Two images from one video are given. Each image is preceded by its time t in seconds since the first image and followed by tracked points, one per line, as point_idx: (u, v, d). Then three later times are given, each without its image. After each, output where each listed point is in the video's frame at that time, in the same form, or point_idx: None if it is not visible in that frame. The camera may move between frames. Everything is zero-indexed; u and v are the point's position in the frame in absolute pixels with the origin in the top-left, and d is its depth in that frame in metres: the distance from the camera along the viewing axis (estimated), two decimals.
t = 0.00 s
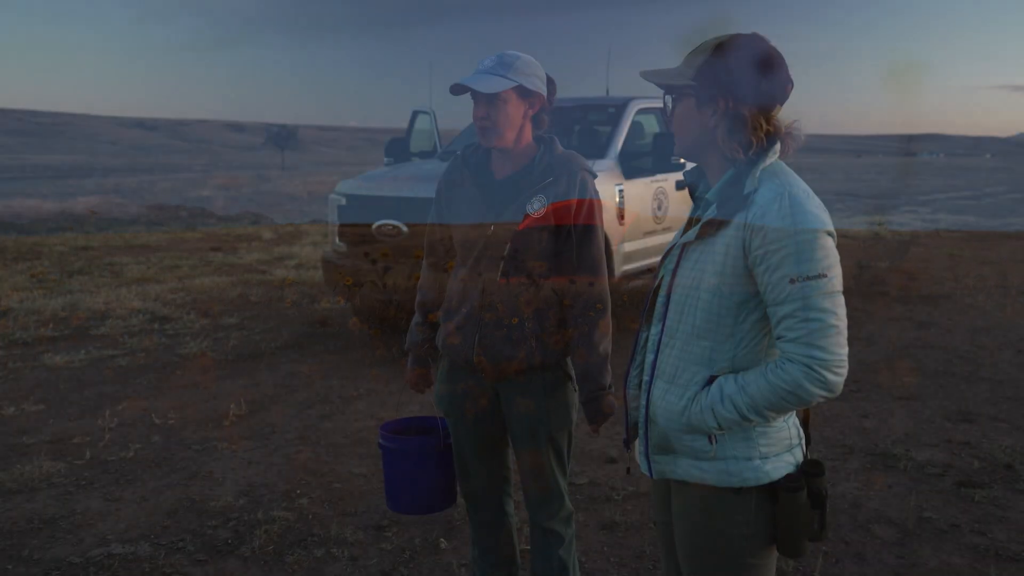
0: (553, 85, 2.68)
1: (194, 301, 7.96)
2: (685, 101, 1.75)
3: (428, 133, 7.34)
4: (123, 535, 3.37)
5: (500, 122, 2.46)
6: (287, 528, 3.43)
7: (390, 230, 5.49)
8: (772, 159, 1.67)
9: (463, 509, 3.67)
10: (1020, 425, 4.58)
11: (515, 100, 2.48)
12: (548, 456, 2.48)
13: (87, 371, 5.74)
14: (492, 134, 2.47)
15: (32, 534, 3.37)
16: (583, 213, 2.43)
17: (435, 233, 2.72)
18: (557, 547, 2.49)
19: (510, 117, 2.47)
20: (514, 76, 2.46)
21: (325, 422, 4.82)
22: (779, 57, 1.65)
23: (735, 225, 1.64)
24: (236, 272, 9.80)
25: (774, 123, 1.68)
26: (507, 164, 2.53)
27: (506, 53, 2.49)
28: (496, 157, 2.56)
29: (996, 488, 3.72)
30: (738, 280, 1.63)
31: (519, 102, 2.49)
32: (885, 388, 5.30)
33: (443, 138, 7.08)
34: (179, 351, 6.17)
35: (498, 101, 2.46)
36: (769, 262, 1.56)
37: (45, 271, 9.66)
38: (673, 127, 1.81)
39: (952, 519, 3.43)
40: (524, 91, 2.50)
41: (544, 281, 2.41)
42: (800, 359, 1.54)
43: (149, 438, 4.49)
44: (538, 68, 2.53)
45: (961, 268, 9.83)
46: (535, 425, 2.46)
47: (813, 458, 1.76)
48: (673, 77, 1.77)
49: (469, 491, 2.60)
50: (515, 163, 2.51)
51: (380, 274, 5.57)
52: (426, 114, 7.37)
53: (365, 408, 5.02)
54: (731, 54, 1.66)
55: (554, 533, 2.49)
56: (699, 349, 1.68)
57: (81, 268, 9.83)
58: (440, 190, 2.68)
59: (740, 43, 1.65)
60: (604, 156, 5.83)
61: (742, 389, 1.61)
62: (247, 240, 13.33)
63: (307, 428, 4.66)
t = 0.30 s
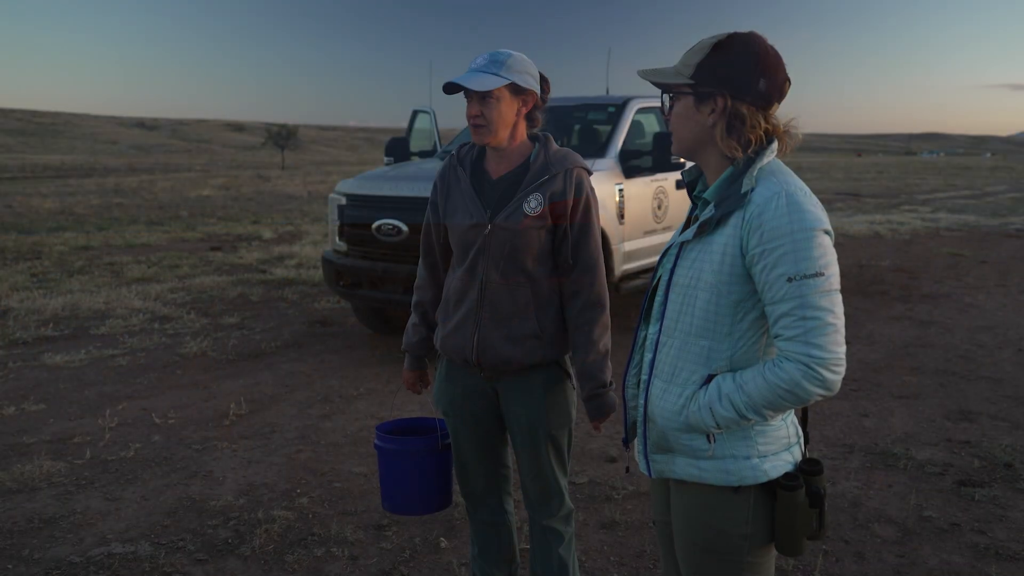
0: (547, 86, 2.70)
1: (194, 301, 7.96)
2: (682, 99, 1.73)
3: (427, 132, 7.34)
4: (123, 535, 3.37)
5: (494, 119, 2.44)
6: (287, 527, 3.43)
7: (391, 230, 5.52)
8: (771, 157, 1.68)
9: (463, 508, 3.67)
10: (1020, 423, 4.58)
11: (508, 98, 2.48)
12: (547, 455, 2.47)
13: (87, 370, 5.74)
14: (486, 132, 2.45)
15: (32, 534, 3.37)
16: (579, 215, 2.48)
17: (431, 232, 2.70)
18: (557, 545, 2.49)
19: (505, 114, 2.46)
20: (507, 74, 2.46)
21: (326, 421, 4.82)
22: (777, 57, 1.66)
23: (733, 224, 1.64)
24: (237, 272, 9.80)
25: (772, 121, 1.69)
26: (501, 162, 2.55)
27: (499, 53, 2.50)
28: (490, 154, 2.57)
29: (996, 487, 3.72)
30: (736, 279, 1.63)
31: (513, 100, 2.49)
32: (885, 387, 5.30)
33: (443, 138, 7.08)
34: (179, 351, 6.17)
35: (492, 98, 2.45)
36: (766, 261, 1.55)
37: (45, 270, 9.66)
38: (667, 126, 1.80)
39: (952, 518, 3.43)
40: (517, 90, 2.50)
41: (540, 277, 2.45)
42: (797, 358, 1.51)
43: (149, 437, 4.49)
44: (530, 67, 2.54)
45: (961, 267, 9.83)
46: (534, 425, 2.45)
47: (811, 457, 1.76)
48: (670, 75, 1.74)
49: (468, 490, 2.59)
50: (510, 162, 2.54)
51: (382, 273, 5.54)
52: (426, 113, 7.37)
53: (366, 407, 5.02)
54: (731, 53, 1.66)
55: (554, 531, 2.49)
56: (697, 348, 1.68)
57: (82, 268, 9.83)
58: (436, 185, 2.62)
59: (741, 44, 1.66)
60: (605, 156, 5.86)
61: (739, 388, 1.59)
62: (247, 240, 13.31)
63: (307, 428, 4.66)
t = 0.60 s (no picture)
0: (547, 84, 2.70)
1: (194, 300, 7.96)
2: (687, 96, 1.72)
3: (427, 131, 7.33)
4: (123, 534, 3.37)
5: (495, 118, 2.44)
6: (287, 526, 3.43)
7: (390, 229, 5.52)
8: (770, 155, 1.69)
9: (464, 506, 3.68)
10: (1020, 422, 4.58)
11: (508, 97, 2.48)
12: (547, 453, 2.48)
13: (88, 370, 5.74)
14: (484, 130, 2.45)
15: (32, 532, 3.37)
16: (579, 212, 2.48)
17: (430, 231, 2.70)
18: (556, 543, 2.49)
19: (505, 113, 2.46)
20: (507, 72, 2.46)
21: (325, 419, 4.82)
22: (778, 57, 1.67)
23: (731, 223, 1.65)
24: (237, 271, 9.80)
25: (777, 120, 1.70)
26: (500, 161, 2.54)
27: (498, 52, 2.50)
28: (489, 152, 2.57)
29: (995, 485, 3.72)
30: (734, 277, 1.64)
31: (512, 99, 2.49)
32: (885, 386, 5.30)
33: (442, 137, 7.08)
34: (179, 350, 6.17)
35: (492, 98, 2.45)
36: (764, 259, 1.55)
37: (46, 269, 9.66)
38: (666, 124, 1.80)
39: (952, 517, 3.43)
40: (517, 88, 2.50)
41: (539, 275, 2.46)
42: (795, 356, 1.51)
43: (150, 436, 4.50)
44: (529, 66, 2.54)
45: (961, 266, 9.82)
46: (534, 423, 2.45)
47: (808, 455, 1.76)
48: (673, 71, 1.72)
49: (468, 490, 2.59)
50: (509, 160, 2.53)
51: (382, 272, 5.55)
52: (426, 112, 7.37)
53: (366, 406, 5.02)
54: (738, 51, 1.65)
55: (554, 529, 2.49)
56: (694, 347, 1.68)
57: (82, 267, 9.82)
58: (435, 183, 2.61)
59: (748, 42, 1.65)
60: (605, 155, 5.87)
61: (737, 386, 1.59)
62: (247, 239, 13.30)
63: (308, 427, 4.66)
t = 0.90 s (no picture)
0: (547, 84, 2.70)
1: (194, 299, 7.96)
2: (714, 92, 1.70)
3: (427, 130, 7.33)
4: (123, 532, 3.37)
5: (499, 116, 2.44)
6: (287, 525, 3.43)
7: (390, 228, 5.51)
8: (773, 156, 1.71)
9: (464, 505, 3.68)
10: (1020, 421, 4.58)
11: (512, 95, 2.48)
12: (548, 452, 2.48)
13: (87, 369, 5.74)
14: (488, 129, 2.45)
15: (32, 530, 3.37)
16: (580, 212, 2.48)
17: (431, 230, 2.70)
18: (557, 542, 2.49)
19: (509, 111, 2.46)
20: (512, 71, 2.47)
21: (325, 418, 4.82)
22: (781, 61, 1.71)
23: (732, 222, 1.65)
24: (237, 270, 9.79)
25: (791, 120, 1.76)
26: (501, 159, 2.54)
27: (502, 49, 2.50)
28: (489, 151, 2.57)
29: (995, 485, 3.72)
30: (735, 276, 1.64)
31: (516, 98, 2.49)
32: (885, 385, 5.30)
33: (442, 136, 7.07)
34: (179, 349, 6.18)
35: (497, 96, 2.45)
36: (765, 258, 1.55)
37: (45, 268, 9.66)
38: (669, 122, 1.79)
39: (952, 516, 3.43)
40: (521, 87, 2.50)
41: (539, 274, 2.46)
42: (796, 354, 1.51)
43: (150, 435, 4.50)
44: (534, 66, 2.55)
45: (961, 266, 9.81)
46: (536, 423, 2.45)
47: (808, 454, 1.76)
48: (700, 65, 1.69)
49: (468, 489, 2.59)
50: (510, 159, 2.53)
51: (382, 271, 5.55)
52: (426, 111, 7.37)
53: (365, 405, 5.02)
54: (764, 51, 1.69)
55: (554, 528, 2.49)
56: (695, 345, 1.68)
57: (82, 265, 9.85)
58: (436, 182, 2.61)
59: (771, 44, 1.70)
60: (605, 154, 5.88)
61: (737, 385, 1.59)
62: (247, 238, 13.30)
63: (308, 426, 4.66)
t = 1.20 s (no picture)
0: (547, 83, 2.70)
1: (194, 299, 7.96)
2: (719, 93, 1.70)
3: (427, 129, 7.33)
4: (123, 532, 3.38)
5: (500, 117, 2.44)
6: (287, 525, 3.43)
7: (390, 228, 5.51)
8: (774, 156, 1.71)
9: (464, 505, 3.68)
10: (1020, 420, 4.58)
11: (514, 96, 2.48)
12: (548, 452, 2.48)
13: (88, 368, 5.74)
14: (489, 130, 2.45)
15: (33, 531, 3.38)
16: (580, 212, 2.48)
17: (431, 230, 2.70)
18: (557, 541, 2.49)
19: (511, 112, 2.46)
20: (514, 71, 2.47)
21: (325, 417, 4.82)
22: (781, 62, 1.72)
23: (732, 222, 1.65)
24: (237, 270, 9.80)
25: (793, 120, 1.77)
26: (502, 160, 2.54)
27: (504, 50, 2.50)
28: (490, 151, 2.57)
29: (995, 484, 3.73)
30: (735, 276, 1.64)
31: (517, 98, 2.50)
32: (885, 384, 5.30)
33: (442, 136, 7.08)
34: (179, 348, 6.18)
35: (498, 97, 2.45)
36: (765, 258, 1.55)
37: (46, 268, 9.67)
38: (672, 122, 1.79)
39: (952, 515, 3.43)
40: (522, 88, 2.51)
41: (540, 274, 2.46)
42: (796, 354, 1.51)
43: (150, 435, 4.50)
44: (535, 66, 2.55)
45: (961, 265, 9.81)
46: (536, 423, 2.45)
47: (807, 454, 1.77)
48: (706, 65, 1.69)
49: (468, 489, 2.59)
50: (510, 160, 2.53)
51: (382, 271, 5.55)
52: (426, 110, 7.37)
53: (365, 404, 5.02)
54: (769, 53, 1.70)
55: (555, 528, 2.50)
56: (695, 345, 1.68)
57: (82, 265, 9.84)
58: (436, 182, 2.61)
59: (774, 46, 1.71)
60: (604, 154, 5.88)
61: (738, 385, 1.59)
62: (247, 238, 13.31)
63: (308, 426, 4.66)
